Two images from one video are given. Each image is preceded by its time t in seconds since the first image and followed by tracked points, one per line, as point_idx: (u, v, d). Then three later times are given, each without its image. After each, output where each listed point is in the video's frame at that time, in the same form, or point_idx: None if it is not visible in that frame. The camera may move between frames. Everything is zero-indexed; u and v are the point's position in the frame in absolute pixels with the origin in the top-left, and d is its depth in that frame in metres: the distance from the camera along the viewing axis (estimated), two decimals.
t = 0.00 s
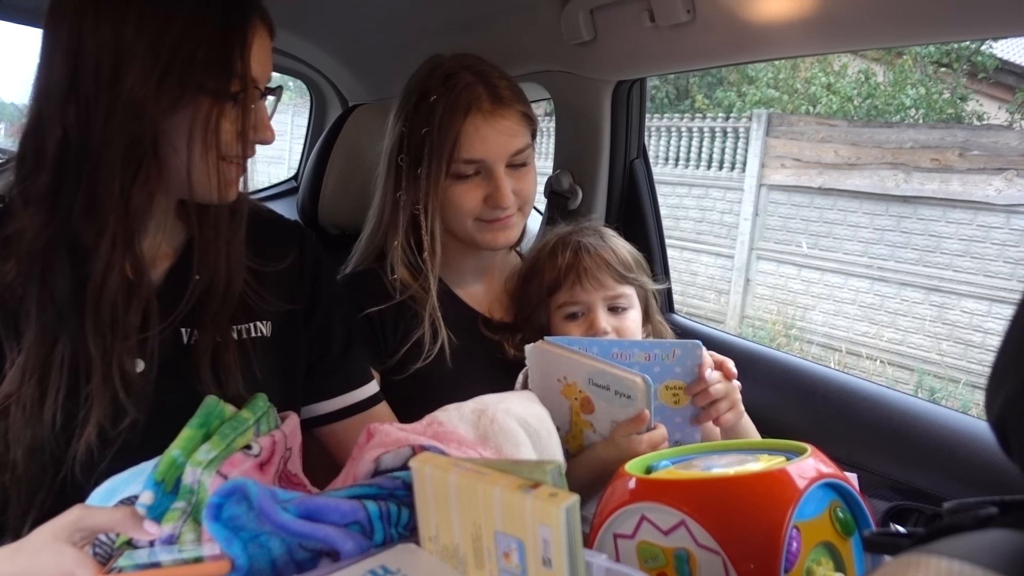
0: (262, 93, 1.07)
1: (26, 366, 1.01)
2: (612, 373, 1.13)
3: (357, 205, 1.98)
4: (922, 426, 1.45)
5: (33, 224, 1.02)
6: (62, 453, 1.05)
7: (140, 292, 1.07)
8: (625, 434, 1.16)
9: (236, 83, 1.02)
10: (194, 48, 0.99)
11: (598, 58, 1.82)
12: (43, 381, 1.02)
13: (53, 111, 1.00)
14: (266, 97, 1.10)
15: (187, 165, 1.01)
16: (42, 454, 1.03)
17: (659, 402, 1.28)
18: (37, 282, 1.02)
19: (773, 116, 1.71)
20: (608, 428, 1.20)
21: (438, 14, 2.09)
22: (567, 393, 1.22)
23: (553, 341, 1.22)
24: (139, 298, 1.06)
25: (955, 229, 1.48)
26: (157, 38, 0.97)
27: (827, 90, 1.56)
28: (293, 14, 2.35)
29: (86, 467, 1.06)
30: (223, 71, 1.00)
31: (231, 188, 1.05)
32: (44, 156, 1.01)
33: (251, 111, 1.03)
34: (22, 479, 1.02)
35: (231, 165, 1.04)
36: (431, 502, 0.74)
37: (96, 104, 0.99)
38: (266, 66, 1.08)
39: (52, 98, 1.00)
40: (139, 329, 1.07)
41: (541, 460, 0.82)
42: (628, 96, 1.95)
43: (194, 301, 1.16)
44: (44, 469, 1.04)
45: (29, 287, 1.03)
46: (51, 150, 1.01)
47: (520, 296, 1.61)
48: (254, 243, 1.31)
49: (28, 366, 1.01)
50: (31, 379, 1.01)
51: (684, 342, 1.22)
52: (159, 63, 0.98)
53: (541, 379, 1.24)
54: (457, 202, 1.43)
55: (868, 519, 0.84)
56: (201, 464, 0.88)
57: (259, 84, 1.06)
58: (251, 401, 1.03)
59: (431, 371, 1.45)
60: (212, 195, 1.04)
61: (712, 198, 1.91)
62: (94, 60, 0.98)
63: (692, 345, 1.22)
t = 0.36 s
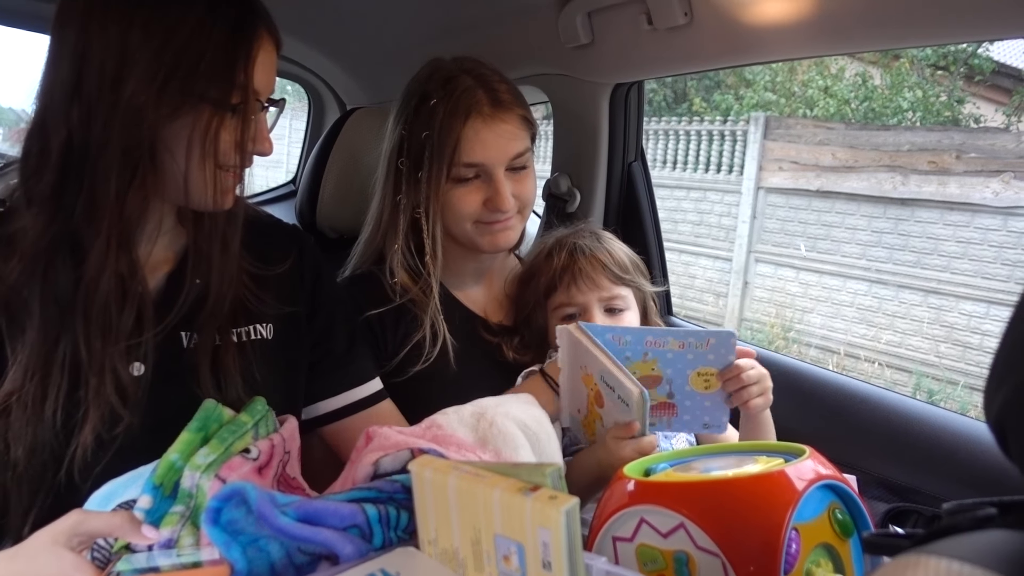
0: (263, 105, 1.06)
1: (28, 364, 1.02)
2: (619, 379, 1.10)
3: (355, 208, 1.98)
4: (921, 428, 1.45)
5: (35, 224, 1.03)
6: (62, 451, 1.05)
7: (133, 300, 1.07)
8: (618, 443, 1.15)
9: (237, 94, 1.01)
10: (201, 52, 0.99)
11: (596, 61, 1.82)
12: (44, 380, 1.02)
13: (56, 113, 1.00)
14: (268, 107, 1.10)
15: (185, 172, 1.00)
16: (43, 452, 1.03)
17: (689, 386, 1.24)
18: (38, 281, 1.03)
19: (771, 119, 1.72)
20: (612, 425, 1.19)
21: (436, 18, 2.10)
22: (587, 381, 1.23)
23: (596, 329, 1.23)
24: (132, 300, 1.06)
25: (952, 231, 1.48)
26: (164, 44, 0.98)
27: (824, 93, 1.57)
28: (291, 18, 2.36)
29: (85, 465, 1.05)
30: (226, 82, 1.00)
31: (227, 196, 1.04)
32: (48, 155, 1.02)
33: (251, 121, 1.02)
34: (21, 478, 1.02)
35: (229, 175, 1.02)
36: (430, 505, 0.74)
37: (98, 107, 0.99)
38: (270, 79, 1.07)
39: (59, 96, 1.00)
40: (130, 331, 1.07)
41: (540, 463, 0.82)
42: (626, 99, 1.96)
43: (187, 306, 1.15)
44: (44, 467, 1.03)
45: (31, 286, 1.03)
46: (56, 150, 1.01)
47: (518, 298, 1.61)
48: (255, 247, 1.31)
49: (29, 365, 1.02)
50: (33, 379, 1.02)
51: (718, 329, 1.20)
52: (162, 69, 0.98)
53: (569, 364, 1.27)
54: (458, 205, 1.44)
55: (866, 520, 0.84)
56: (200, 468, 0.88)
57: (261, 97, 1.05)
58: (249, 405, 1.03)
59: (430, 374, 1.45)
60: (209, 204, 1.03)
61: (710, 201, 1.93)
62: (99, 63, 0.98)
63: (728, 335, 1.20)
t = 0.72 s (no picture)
0: (259, 112, 1.05)
1: (23, 363, 1.02)
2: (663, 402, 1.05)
3: (353, 212, 1.98)
4: (920, 431, 1.45)
5: (31, 224, 1.03)
6: (57, 452, 1.04)
7: (126, 305, 1.07)
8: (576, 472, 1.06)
9: (232, 100, 1.00)
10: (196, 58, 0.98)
11: (593, 64, 1.82)
12: (39, 378, 1.02)
13: (52, 115, 1.01)
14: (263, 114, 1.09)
15: (179, 175, 1.00)
16: (37, 452, 1.03)
17: (773, 402, 1.16)
18: (35, 281, 1.03)
19: (768, 121, 1.72)
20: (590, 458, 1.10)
21: (434, 23, 2.10)
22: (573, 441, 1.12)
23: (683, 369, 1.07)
24: (123, 310, 1.06)
25: (950, 233, 1.48)
26: (158, 47, 0.98)
27: (821, 96, 1.57)
28: (289, 22, 2.36)
29: (81, 468, 1.04)
30: (220, 85, 0.99)
31: (221, 201, 1.03)
32: (45, 156, 1.03)
33: (245, 127, 1.01)
34: (17, 479, 1.02)
35: (224, 180, 1.02)
36: (429, 507, 0.74)
37: (93, 109, 0.99)
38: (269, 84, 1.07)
39: (54, 98, 1.01)
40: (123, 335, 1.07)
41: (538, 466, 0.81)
42: (623, 102, 1.96)
43: (183, 313, 1.15)
44: (38, 468, 1.03)
45: (27, 286, 1.03)
46: (51, 156, 1.02)
47: (523, 300, 1.60)
48: (253, 251, 1.31)
49: (25, 365, 1.02)
50: (28, 377, 1.02)
51: (802, 340, 1.16)
52: (155, 74, 0.97)
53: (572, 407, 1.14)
54: (455, 208, 1.43)
55: (865, 521, 0.84)
56: (198, 472, 0.89)
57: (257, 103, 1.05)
58: (247, 408, 1.03)
59: (428, 377, 1.45)
60: (202, 209, 1.02)
61: (708, 204, 1.93)
62: (94, 65, 0.98)
63: (809, 343, 1.17)
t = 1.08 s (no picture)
0: (242, 112, 1.05)
1: (15, 371, 1.04)
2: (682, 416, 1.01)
3: (350, 215, 1.98)
4: (916, 434, 1.45)
5: (14, 228, 1.04)
6: (51, 458, 1.06)
7: (105, 305, 1.05)
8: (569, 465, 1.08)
9: (211, 100, 1.00)
10: (170, 57, 0.98)
11: (591, 68, 1.83)
12: (32, 384, 1.05)
13: (32, 118, 1.02)
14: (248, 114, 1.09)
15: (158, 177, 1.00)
16: (32, 458, 1.04)
17: (794, 418, 1.16)
18: (20, 284, 1.04)
19: (765, 126, 1.74)
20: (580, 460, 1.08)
21: (431, 27, 2.11)
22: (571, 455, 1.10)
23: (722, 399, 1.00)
24: (104, 313, 1.05)
25: (947, 237, 1.49)
26: (134, 48, 0.97)
27: (818, 99, 1.58)
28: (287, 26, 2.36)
29: (74, 472, 1.06)
30: (198, 87, 0.99)
31: (204, 203, 1.03)
32: (26, 159, 1.03)
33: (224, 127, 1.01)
34: (12, 485, 1.04)
35: (204, 182, 1.02)
36: (427, 510, 0.74)
37: (72, 113, 0.99)
38: (253, 83, 1.07)
39: (35, 102, 1.01)
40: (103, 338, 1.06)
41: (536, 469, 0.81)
42: (620, 107, 1.96)
43: (159, 321, 1.13)
44: (34, 474, 1.05)
45: (13, 290, 1.04)
46: (33, 158, 1.03)
47: (528, 302, 1.61)
48: (243, 253, 1.31)
49: (15, 373, 1.04)
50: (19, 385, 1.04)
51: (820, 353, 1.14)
52: (131, 74, 0.97)
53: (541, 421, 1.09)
54: (453, 212, 1.44)
55: (861, 523, 0.84)
56: (195, 476, 0.89)
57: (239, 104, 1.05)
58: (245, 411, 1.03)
59: (426, 380, 1.45)
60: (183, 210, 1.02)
61: (705, 208, 1.93)
62: (71, 67, 0.98)
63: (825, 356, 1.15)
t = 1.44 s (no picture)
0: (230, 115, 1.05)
1: (7, 377, 1.04)
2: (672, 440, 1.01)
3: (347, 219, 1.98)
4: (913, 438, 1.44)
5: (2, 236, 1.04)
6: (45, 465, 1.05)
7: (95, 311, 1.05)
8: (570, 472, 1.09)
9: (199, 105, 1.00)
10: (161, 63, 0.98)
11: (588, 72, 1.83)
12: (25, 391, 1.04)
13: (20, 123, 1.02)
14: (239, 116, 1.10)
15: (147, 182, 1.00)
16: (26, 465, 1.04)
17: (796, 447, 1.12)
18: (9, 290, 1.04)
19: (761, 130, 1.74)
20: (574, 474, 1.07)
21: (428, 31, 2.11)
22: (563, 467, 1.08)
23: (715, 419, 0.99)
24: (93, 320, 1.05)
25: (943, 241, 1.49)
26: (120, 53, 0.97)
27: (814, 104, 1.58)
28: (284, 30, 2.37)
29: (68, 478, 1.06)
30: (187, 92, 0.99)
31: (194, 208, 1.03)
32: (14, 164, 1.03)
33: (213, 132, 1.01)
34: (6, 492, 1.04)
35: (192, 186, 1.02)
36: (424, 514, 0.74)
37: (59, 118, 0.99)
38: (242, 87, 1.07)
39: (21, 109, 1.01)
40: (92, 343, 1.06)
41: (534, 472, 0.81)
42: (617, 110, 1.97)
43: (149, 326, 1.12)
44: (29, 481, 1.05)
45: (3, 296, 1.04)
46: (20, 165, 1.02)
47: (519, 306, 1.62)
48: (236, 256, 1.30)
49: (8, 378, 1.04)
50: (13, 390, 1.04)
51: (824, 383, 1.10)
52: (118, 81, 0.97)
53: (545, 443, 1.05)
54: (452, 216, 1.44)
55: (858, 525, 0.84)
56: (190, 480, 0.88)
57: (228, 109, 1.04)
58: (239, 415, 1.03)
59: (424, 384, 1.45)
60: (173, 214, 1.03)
61: (702, 212, 1.93)
62: (58, 72, 0.98)
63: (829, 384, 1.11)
